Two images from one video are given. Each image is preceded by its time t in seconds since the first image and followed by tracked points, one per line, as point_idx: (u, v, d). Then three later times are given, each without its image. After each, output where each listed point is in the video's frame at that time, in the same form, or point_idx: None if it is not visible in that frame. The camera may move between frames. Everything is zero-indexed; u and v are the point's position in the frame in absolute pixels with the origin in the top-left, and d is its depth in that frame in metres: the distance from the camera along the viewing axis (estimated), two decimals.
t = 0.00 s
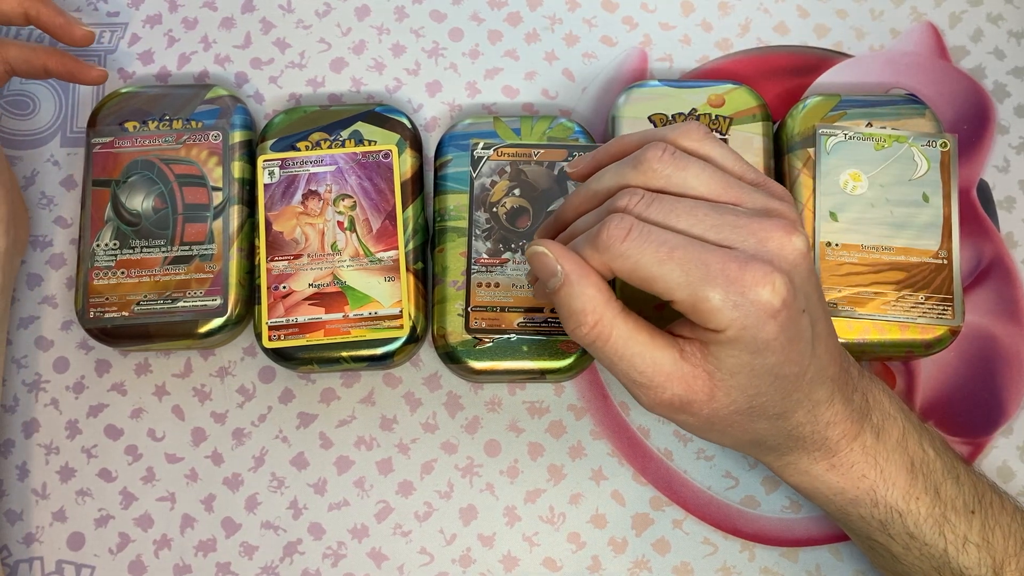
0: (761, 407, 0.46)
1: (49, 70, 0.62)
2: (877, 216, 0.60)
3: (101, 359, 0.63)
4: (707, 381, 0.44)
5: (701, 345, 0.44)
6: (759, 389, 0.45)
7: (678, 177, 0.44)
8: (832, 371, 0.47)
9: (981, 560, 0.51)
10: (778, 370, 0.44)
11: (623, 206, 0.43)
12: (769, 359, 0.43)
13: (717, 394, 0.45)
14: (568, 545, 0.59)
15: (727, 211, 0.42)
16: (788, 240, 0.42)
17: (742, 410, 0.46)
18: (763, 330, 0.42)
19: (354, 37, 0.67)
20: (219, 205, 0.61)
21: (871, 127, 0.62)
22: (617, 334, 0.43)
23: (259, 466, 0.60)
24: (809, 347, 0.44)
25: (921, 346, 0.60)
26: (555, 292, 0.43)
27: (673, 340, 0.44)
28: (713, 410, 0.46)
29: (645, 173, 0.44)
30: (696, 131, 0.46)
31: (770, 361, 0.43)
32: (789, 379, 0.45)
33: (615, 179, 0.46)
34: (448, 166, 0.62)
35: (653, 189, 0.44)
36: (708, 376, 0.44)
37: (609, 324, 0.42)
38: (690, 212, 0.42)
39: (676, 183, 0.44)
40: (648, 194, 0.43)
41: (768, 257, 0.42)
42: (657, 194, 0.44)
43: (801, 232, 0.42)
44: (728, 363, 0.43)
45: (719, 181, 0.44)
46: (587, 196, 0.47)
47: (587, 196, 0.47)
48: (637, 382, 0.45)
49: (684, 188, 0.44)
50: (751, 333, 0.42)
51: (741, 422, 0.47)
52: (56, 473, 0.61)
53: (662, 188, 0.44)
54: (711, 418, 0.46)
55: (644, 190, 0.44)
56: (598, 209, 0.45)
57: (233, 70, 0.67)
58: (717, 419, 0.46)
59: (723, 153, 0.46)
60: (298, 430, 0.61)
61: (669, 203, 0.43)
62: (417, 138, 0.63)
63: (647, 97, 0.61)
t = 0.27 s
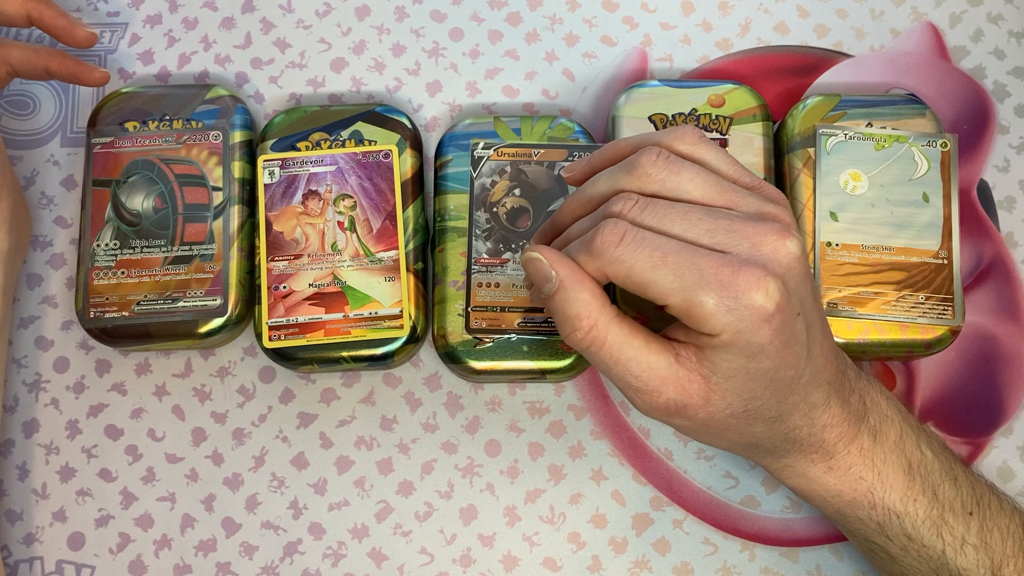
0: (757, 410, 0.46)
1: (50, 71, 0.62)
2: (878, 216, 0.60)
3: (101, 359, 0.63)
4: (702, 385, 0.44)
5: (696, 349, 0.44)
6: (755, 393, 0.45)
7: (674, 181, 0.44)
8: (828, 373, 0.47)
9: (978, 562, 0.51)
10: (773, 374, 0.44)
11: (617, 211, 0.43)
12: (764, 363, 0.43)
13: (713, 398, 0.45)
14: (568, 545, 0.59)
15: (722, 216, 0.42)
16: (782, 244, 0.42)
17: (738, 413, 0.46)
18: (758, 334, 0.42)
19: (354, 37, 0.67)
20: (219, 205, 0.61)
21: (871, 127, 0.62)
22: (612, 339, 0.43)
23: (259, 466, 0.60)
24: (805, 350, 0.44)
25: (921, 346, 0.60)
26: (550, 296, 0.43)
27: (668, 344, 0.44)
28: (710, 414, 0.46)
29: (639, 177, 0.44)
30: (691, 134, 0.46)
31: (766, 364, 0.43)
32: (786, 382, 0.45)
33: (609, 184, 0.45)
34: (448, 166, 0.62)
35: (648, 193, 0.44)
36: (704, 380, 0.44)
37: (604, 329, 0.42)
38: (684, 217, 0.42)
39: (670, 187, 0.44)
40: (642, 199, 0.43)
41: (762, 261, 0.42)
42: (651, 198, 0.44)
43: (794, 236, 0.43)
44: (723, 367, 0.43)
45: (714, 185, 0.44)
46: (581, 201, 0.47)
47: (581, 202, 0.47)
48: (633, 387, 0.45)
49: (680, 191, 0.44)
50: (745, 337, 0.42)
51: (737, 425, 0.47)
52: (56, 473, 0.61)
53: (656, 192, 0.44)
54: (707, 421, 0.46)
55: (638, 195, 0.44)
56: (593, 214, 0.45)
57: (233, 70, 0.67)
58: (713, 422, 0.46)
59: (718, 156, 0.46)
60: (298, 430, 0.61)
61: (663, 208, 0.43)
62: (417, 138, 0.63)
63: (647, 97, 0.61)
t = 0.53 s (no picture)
0: (756, 411, 0.46)
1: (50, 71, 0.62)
2: (878, 216, 0.60)
3: (101, 359, 0.63)
4: (701, 385, 0.44)
5: (694, 350, 0.44)
6: (754, 393, 0.45)
7: (672, 181, 0.44)
8: (827, 374, 0.47)
9: (978, 562, 0.51)
10: (772, 374, 0.44)
11: (616, 212, 0.43)
12: (763, 363, 0.43)
13: (711, 399, 0.45)
14: (568, 545, 0.59)
15: (720, 217, 0.42)
16: (779, 245, 0.42)
17: (736, 413, 0.46)
18: (756, 335, 0.42)
19: (354, 37, 0.67)
20: (219, 205, 0.61)
21: (871, 127, 0.62)
22: (610, 340, 0.43)
23: (259, 466, 0.60)
24: (804, 351, 0.44)
25: (921, 346, 0.60)
26: (548, 298, 0.43)
27: (666, 345, 0.44)
28: (709, 414, 0.46)
29: (638, 179, 0.44)
30: (690, 135, 0.46)
31: (764, 365, 0.43)
32: (784, 383, 0.45)
33: (607, 186, 0.45)
34: (448, 166, 0.62)
35: (646, 195, 0.44)
36: (702, 381, 0.44)
37: (602, 330, 0.43)
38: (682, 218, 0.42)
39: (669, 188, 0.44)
40: (640, 200, 0.43)
41: (760, 262, 0.42)
42: (649, 199, 0.44)
43: (792, 237, 0.43)
44: (721, 368, 0.43)
45: (712, 186, 0.44)
46: (580, 202, 0.47)
47: (580, 204, 0.47)
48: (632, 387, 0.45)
49: (678, 192, 0.44)
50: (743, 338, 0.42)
51: (735, 426, 0.47)
52: (56, 473, 0.61)
53: (654, 193, 0.44)
54: (706, 422, 0.46)
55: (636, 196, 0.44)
56: (592, 215, 0.45)
57: (233, 70, 0.67)
58: (712, 423, 0.46)
59: (717, 156, 0.46)
60: (298, 430, 0.61)
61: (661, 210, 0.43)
62: (417, 138, 0.63)
63: (647, 97, 0.61)
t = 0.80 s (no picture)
0: (758, 408, 0.46)
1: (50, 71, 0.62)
2: (878, 216, 0.60)
3: (101, 359, 0.63)
4: (704, 382, 0.44)
5: (698, 346, 0.44)
6: (757, 391, 0.45)
7: (674, 180, 0.44)
8: (829, 371, 0.47)
9: (980, 561, 0.51)
10: (775, 372, 0.44)
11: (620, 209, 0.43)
12: (767, 361, 0.43)
13: (715, 395, 0.45)
14: (568, 545, 0.59)
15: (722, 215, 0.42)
16: (783, 241, 0.42)
17: (739, 410, 0.46)
18: (758, 332, 0.42)
19: (354, 37, 0.67)
20: (219, 205, 0.61)
21: (871, 127, 0.62)
22: (614, 336, 0.43)
23: (259, 466, 0.60)
24: (806, 348, 0.44)
25: (921, 346, 0.60)
26: (552, 293, 0.43)
27: (670, 341, 0.44)
28: (712, 411, 0.46)
29: (643, 174, 0.44)
30: (691, 133, 0.46)
31: (767, 362, 0.43)
32: (787, 381, 0.45)
33: (613, 181, 0.45)
34: (448, 166, 0.62)
35: (650, 191, 0.44)
36: (706, 377, 0.44)
37: (605, 326, 0.43)
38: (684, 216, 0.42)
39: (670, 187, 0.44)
40: (645, 196, 0.43)
41: (764, 259, 0.42)
42: (654, 196, 0.44)
43: (794, 234, 0.42)
44: (724, 364, 0.43)
45: (714, 184, 0.44)
46: (585, 198, 0.47)
47: (586, 198, 0.47)
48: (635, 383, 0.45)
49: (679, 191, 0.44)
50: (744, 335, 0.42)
51: (738, 423, 0.47)
52: (56, 473, 0.61)
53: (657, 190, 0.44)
54: (709, 418, 0.46)
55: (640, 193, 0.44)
56: (595, 211, 0.45)
57: (233, 70, 0.67)
58: (715, 419, 0.46)
59: (719, 154, 0.46)
60: (298, 430, 0.61)
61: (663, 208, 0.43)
62: (417, 138, 0.63)
63: (647, 97, 0.61)
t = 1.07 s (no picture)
0: (755, 409, 0.46)
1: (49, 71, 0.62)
2: (878, 216, 0.60)
3: (100, 359, 0.63)
4: (700, 383, 0.44)
5: (694, 347, 0.44)
6: (755, 391, 0.45)
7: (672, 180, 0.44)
8: (827, 372, 0.47)
9: (977, 561, 0.51)
10: (772, 372, 0.44)
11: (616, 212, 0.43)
12: (765, 361, 0.43)
13: (711, 396, 0.45)
14: (568, 545, 0.59)
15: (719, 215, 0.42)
16: (780, 242, 0.42)
17: (736, 411, 0.46)
18: (756, 332, 0.42)
19: (354, 37, 0.67)
20: (219, 205, 0.61)
21: (871, 127, 0.62)
22: (610, 337, 0.43)
23: (258, 466, 0.60)
24: (803, 349, 0.44)
25: (921, 346, 0.60)
26: (548, 295, 0.43)
27: (666, 342, 0.44)
28: (710, 413, 0.46)
29: (639, 177, 0.44)
30: (690, 134, 0.46)
31: (764, 363, 0.43)
32: (783, 381, 0.45)
33: (608, 183, 0.45)
34: (448, 166, 0.62)
35: (646, 193, 0.44)
36: (702, 378, 0.44)
37: (602, 328, 0.43)
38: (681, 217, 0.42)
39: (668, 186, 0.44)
40: (640, 198, 0.43)
41: (760, 260, 0.42)
42: (650, 198, 0.44)
43: (792, 235, 0.42)
44: (720, 366, 0.43)
45: (712, 184, 0.44)
46: (580, 201, 0.47)
47: (581, 201, 0.47)
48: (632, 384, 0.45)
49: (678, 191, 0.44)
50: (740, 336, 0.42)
51: (735, 424, 0.47)
52: (56, 473, 0.61)
53: (655, 191, 0.44)
54: (705, 420, 0.46)
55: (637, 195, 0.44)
56: (592, 213, 0.45)
57: (233, 70, 0.67)
58: (711, 420, 0.46)
59: (718, 155, 0.46)
60: (298, 430, 0.61)
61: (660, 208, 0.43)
62: (417, 138, 0.63)
63: (647, 97, 0.61)
